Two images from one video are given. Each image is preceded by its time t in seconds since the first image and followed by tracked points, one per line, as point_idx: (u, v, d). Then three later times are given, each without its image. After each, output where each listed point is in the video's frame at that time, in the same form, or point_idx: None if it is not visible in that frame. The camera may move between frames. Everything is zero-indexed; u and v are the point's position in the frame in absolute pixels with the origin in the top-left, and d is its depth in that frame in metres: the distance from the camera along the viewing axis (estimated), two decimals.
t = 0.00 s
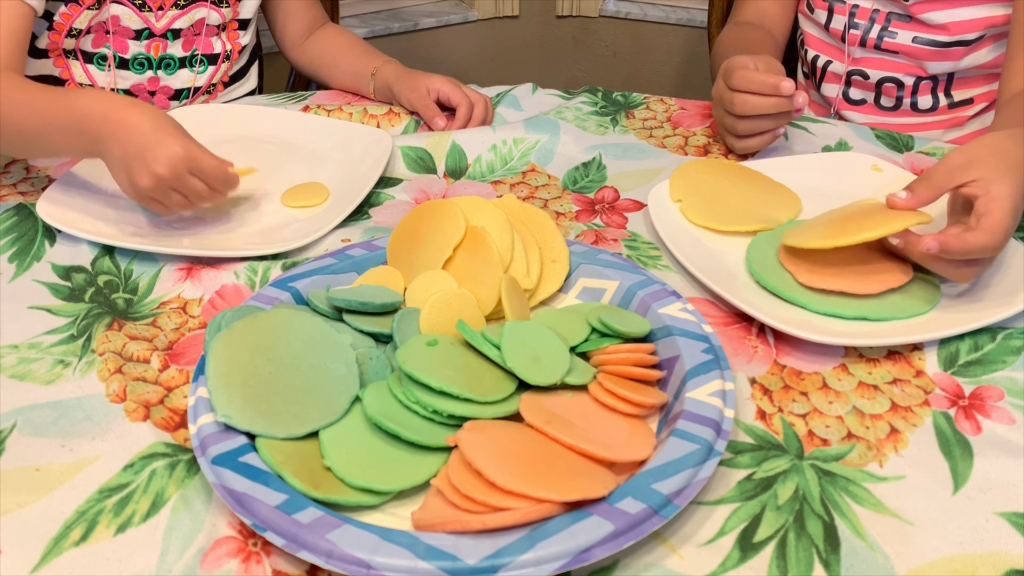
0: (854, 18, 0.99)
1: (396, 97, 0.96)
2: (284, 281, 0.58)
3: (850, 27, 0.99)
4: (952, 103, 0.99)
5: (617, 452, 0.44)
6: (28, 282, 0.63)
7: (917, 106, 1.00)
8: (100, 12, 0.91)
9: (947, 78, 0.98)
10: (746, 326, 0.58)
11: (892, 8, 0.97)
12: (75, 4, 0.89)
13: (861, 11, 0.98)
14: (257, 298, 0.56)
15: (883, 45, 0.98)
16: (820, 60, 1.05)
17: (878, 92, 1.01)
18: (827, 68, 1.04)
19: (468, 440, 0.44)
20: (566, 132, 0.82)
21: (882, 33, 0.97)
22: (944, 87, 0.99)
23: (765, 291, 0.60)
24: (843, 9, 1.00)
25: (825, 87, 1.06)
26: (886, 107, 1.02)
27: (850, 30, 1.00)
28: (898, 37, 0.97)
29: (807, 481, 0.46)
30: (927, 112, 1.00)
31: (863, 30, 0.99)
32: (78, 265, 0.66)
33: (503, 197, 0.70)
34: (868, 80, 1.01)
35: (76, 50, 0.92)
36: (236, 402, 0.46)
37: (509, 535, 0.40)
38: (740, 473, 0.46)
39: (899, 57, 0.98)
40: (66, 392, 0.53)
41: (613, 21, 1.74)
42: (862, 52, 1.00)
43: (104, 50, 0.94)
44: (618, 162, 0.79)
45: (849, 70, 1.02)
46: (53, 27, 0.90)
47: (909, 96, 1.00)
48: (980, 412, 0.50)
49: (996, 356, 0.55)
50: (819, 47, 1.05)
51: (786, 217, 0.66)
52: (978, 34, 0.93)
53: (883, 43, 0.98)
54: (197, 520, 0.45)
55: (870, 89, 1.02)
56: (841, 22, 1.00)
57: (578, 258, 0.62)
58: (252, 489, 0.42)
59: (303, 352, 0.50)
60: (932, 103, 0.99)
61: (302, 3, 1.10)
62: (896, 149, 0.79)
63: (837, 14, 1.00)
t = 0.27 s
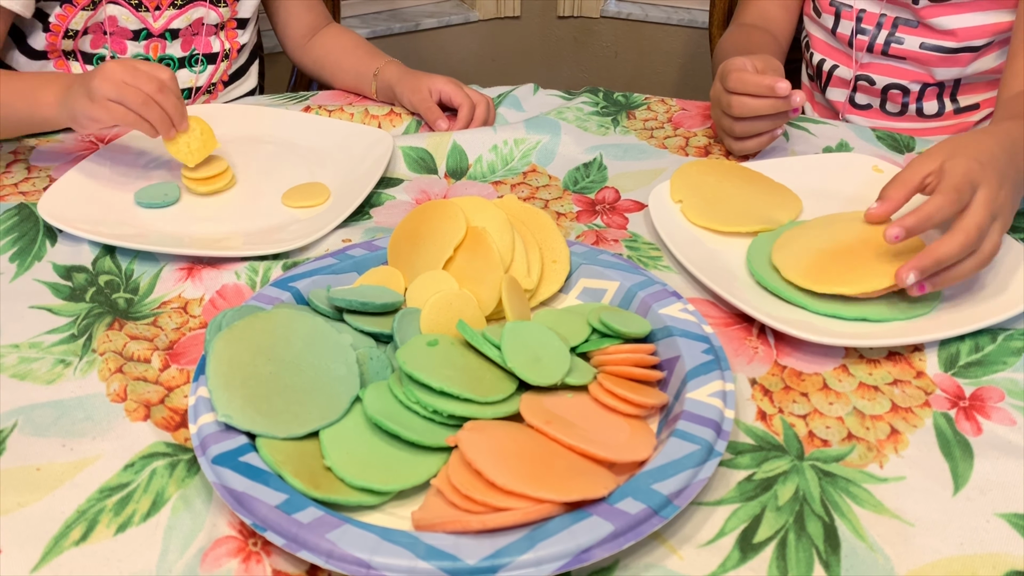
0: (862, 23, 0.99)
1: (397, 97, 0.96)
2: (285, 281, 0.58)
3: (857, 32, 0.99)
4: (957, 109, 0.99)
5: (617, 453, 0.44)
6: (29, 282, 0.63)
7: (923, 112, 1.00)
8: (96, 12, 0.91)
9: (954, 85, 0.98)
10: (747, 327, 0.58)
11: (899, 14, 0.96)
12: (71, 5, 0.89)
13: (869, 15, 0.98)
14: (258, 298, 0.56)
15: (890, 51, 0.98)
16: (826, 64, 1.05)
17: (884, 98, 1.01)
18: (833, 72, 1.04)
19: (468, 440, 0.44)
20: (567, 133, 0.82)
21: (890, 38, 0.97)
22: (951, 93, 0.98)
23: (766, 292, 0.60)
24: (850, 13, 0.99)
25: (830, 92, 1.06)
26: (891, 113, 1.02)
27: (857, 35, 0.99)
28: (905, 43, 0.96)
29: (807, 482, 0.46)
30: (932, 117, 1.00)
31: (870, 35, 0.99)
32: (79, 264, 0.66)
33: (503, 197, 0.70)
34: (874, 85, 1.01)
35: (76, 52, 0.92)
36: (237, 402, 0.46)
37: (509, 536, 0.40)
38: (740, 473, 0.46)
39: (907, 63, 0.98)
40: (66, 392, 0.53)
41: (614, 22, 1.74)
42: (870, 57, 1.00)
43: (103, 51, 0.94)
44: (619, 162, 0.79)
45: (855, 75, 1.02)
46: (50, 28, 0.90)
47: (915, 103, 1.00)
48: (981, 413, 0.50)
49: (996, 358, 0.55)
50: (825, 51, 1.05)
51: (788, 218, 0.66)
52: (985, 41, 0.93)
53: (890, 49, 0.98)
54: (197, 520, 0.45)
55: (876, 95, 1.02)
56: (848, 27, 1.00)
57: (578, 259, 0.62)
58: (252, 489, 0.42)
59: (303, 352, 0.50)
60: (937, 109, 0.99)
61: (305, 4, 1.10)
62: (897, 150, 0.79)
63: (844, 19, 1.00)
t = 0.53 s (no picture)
0: (863, 31, 0.99)
1: (399, 97, 0.96)
2: (286, 280, 0.58)
3: (859, 40, 0.99)
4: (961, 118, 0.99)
5: (619, 453, 0.44)
6: (30, 281, 0.63)
7: (924, 122, 1.00)
8: (98, 6, 0.91)
9: (955, 93, 0.98)
10: (749, 327, 0.58)
11: (901, 22, 0.96)
12: None
13: (870, 24, 0.98)
14: (260, 297, 0.56)
15: (892, 59, 0.98)
16: (826, 72, 1.06)
17: (884, 109, 1.02)
18: (834, 81, 1.05)
19: (470, 440, 0.44)
20: (568, 132, 0.82)
21: (892, 47, 0.97)
22: (953, 102, 0.99)
23: (769, 292, 0.59)
24: (850, 22, 0.99)
25: (831, 100, 1.07)
26: (893, 123, 1.02)
27: (858, 44, 1.00)
28: (907, 53, 0.96)
29: (809, 482, 0.45)
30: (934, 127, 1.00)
31: (872, 44, 0.99)
32: (80, 264, 0.66)
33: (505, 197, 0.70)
34: (875, 96, 1.02)
35: (78, 45, 0.93)
36: (238, 402, 0.46)
37: (511, 536, 0.40)
38: (742, 473, 0.46)
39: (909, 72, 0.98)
40: (67, 391, 0.53)
41: (615, 22, 1.74)
42: (871, 66, 1.01)
43: (105, 44, 0.94)
44: (621, 162, 0.79)
45: (856, 84, 1.03)
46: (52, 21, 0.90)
47: (916, 113, 1.00)
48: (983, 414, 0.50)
49: (999, 359, 0.55)
50: (826, 59, 1.06)
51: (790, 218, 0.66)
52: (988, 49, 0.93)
53: (892, 58, 0.98)
54: (198, 520, 0.45)
55: (876, 106, 1.03)
56: (849, 36, 1.00)
57: (580, 258, 0.62)
58: (254, 488, 0.42)
59: (305, 351, 0.50)
60: (938, 119, 0.99)
61: (308, 4, 1.10)
62: (899, 150, 0.79)
63: (845, 28, 1.00)
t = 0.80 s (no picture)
0: (878, 10, 0.94)
1: (400, 98, 0.96)
2: (287, 281, 0.58)
3: (871, 19, 0.95)
4: (956, 109, 0.97)
5: (618, 453, 0.44)
6: (31, 281, 0.64)
7: (923, 111, 0.98)
8: (108, 12, 0.91)
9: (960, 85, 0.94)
10: (747, 328, 0.58)
11: (919, 3, 0.91)
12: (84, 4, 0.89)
13: (887, 4, 0.93)
14: (260, 298, 0.57)
15: (903, 44, 0.93)
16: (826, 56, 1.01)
17: (886, 97, 0.98)
18: (835, 66, 1.00)
19: (470, 440, 0.44)
20: (568, 134, 0.82)
21: (906, 29, 0.93)
22: (956, 92, 0.95)
23: (768, 293, 0.60)
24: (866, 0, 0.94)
25: (830, 85, 1.02)
26: (892, 110, 1.00)
27: (870, 24, 0.95)
28: (923, 37, 0.92)
29: (808, 483, 0.46)
30: (932, 117, 0.98)
31: (885, 24, 0.94)
32: (81, 264, 0.66)
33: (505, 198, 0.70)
34: (879, 83, 0.98)
35: (82, 51, 0.93)
36: (239, 402, 0.47)
37: (510, 535, 0.40)
38: (741, 474, 0.46)
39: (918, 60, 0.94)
40: (68, 391, 0.53)
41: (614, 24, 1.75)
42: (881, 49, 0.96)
43: (110, 50, 0.94)
44: (621, 164, 0.79)
45: (862, 70, 0.98)
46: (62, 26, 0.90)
47: (918, 102, 0.97)
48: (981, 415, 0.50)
49: (995, 361, 0.55)
50: (825, 40, 1.01)
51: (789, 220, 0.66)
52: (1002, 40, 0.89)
53: (905, 41, 0.93)
54: (198, 519, 0.45)
55: (879, 93, 0.99)
56: (861, 14, 0.95)
57: (579, 260, 0.62)
58: (254, 488, 0.42)
59: (305, 352, 0.51)
60: (938, 108, 0.97)
61: (308, 7, 1.10)
62: (897, 151, 0.79)
63: (858, 5, 0.95)
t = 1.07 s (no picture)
0: (906, 15, 0.93)
1: (401, 98, 0.96)
2: (287, 282, 0.58)
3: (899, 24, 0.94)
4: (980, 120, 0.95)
5: (618, 454, 0.44)
6: (32, 282, 0.64)
7: (948, 120, 0.96)
8: (107, 14, 0.91)
9: (986, 94, 0.93)
10: (748, 329, 0.58)
11: (947, 9, 0.90)
12: (83, 6, 0.90)
13: (915, 9, 0.92)
14: (260, 299, 0.57)
15: (931, 49, 0.92)
16: (851, 61, 1.00)
17: (913, 102, 0.97)
18: (860, 70, 0.99)
19: (470, 441, 0.44)
20: (569, 134, 0.82)
21: (935, 35, 0.92)
22: (981, 103, 0.94)
23: (768, 293, 0.60)
24: (894, 4, 0.93)
25: (854, 90, 1.01)
26: (917, 118, 0.98)
27: (899, 29, 0.94)
28: (951, 42, 0.91)
29: (808, 484, 0.46)
30: (957, 126, 0.96)
31: (914, 29, 0.93)
32: (82, 264, 0.66)
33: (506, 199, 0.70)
34: (907, 87, 0.96)
35: (82, 53, 0.93)
36: (239, 403, 0.47)
37: (510, 536, 0.40)
38: (741, 475, 0.46)
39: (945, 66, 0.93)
40: (68, 392, 0.53)
41: (615, 25, 1.75)
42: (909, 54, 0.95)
43: (110, 53, 0.94)
44: (621, 164, 0.79)
45: (889, 74, 0.97)
46: (60, 29, 0.90)
47: (944, 111, 0.96)
48: (981, 416, 0.50)
49: (996, 362, 0.55)
50: (850, 44, 0.99)
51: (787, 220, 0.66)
52: None
53: (933, 47, 0.92)
54: (198, 520, 0.45)
55: (905, 98, 0.97)
56: (889, 18, 0.94)
57: (580, 261, 0.62)
58: (254, 489, 0.42)
59: (305, 352, 0.51)
60: (963, 118, 0.95)
61: (310, 8, 1.10)
62: (898, 152, 0.79)
63: (887, 9, 0.94)
